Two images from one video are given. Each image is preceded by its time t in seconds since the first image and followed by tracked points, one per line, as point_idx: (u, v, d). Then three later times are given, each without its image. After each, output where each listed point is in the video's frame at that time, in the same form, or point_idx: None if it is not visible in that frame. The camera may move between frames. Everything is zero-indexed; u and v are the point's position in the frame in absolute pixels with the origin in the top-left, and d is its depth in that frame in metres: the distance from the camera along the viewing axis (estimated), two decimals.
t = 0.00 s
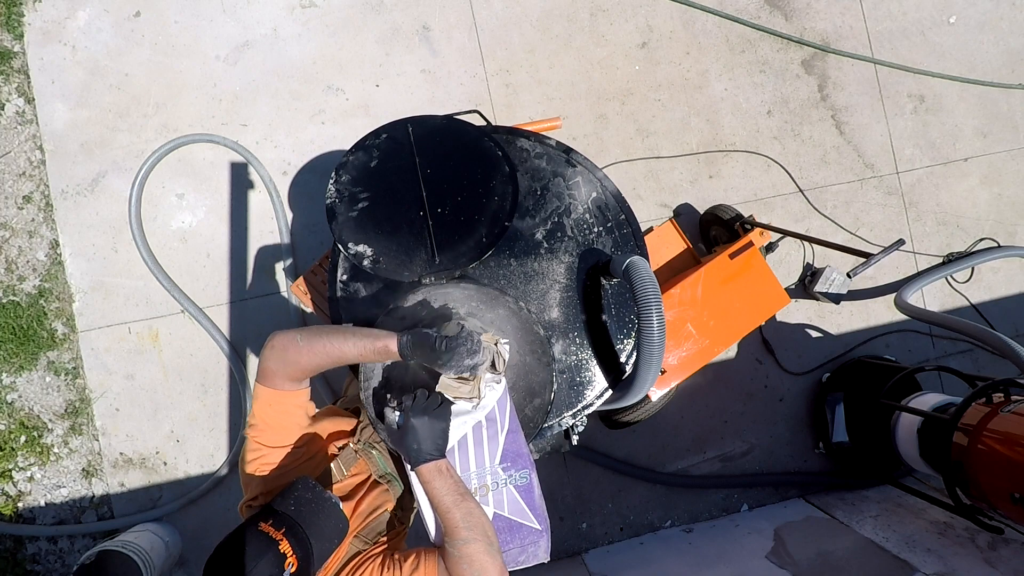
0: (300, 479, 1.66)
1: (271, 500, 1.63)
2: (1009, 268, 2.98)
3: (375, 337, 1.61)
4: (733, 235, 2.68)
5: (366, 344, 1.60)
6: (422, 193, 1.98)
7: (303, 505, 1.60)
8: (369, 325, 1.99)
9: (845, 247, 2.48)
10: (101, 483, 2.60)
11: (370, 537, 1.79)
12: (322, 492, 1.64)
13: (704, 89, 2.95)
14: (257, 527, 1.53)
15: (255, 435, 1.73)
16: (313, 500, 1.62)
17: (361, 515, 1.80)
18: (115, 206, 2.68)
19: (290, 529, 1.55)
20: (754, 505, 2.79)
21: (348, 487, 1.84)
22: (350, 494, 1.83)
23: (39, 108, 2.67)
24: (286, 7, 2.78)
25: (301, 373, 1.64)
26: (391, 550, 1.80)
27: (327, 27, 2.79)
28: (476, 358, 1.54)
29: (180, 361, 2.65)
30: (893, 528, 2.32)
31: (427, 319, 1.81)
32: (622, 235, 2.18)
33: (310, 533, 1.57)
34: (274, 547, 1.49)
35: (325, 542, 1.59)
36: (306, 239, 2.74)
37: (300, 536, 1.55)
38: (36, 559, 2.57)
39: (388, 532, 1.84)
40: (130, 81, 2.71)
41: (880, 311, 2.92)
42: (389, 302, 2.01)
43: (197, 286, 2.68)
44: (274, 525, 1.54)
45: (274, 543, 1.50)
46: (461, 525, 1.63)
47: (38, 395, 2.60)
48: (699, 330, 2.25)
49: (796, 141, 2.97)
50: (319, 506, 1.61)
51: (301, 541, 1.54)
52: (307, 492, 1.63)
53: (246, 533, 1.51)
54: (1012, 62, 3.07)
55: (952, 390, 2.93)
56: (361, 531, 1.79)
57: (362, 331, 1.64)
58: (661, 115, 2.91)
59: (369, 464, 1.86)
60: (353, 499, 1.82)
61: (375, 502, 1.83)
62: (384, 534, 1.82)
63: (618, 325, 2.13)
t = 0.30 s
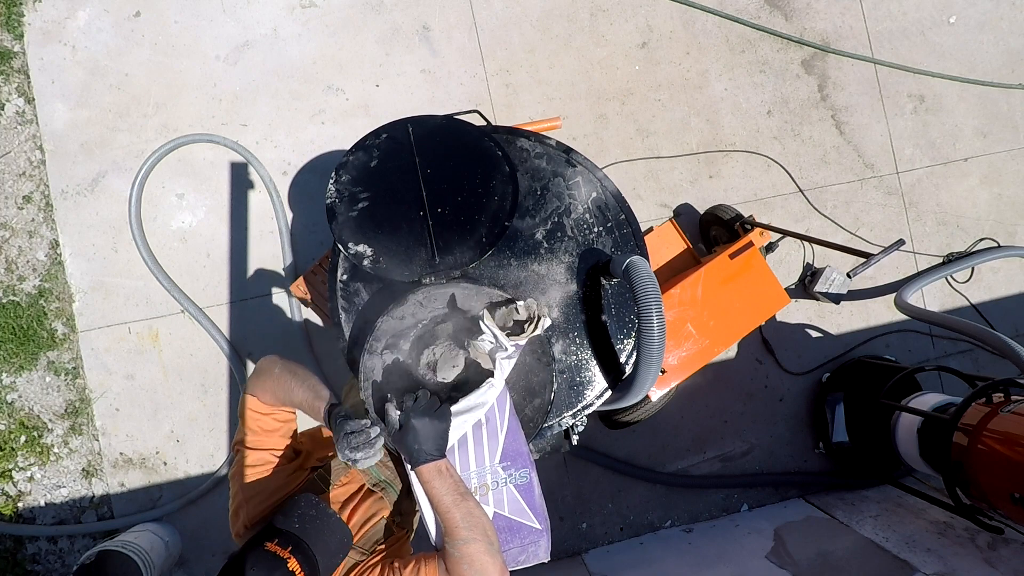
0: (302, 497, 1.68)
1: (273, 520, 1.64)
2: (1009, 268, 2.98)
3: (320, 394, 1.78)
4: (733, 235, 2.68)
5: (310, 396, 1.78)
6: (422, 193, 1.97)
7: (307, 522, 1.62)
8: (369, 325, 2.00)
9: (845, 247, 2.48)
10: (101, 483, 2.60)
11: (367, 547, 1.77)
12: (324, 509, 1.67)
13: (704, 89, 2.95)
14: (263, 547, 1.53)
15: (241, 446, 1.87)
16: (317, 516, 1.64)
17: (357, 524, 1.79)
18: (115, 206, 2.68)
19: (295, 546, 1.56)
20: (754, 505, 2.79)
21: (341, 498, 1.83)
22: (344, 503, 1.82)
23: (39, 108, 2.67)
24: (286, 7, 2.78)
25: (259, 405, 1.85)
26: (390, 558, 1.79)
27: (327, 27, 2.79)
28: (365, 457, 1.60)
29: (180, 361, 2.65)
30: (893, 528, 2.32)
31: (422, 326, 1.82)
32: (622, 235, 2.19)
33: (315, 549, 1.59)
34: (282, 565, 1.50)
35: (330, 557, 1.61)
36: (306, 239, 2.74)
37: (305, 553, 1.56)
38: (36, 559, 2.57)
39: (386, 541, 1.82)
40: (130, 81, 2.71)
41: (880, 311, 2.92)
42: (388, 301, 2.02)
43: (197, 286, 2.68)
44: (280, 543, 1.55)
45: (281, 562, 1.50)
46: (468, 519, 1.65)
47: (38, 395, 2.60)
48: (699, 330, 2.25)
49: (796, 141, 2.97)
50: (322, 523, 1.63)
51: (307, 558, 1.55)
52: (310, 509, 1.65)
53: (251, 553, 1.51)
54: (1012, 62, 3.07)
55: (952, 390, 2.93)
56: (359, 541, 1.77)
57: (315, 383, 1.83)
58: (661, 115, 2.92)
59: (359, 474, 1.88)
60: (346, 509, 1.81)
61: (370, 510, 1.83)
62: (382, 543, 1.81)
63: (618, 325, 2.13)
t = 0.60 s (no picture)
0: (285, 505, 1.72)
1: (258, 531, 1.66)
2: (1009, 268, 2.98)
3: (380, 464, 1.89)
4: (733, 235, 2.68)
5: (369, 462, 1.89)
6: (422, 193, 1.97)
7: (291, 530, 1.65)
8: (370, 324, 2.00)
9: (845, 247, 2.48)
10: (101, 483, 2.60)
11: (354, 562, 1.85)
12: (308, 517, 1.69)
13: (704, 89, 2.95)
14: (246, 555, 1.56)
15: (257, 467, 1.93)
16: (300, 523, 1.67)
17: (345, 541, 1.85)
18: (115, 206, 2.68)
19: (278, 553, 1.59)
20: (754, 505, 2.79)
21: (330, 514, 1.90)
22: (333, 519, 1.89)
23: (39, 108, 2.67)
24: (286, 7, 2.78)
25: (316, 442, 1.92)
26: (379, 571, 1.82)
27: (327, 27, 2.79)
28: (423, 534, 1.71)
29: (180, 361, 2.65)
30: (893, 528, 2.32)
31: (423, 326, 1.83)
32: (622, 235, 2.19)
33: (298, 557, 1.61)
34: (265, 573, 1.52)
35: (313, 564, 1.64)
36: (306, 239, 2.74)
37: (289, 561, 1.59)
38: (36, 559, 2.57)
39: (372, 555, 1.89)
40: (130, 80, 2.71)
41: (880, 311, 2.92)
42: (388, 301, 2.02)
43: (197, 286, 2.68)
44: (263, 551, 1.57)
45: (264, 568, 1.53)
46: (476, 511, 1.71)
47: (38, 395, 2.60)
48: (699, 330, 2.25)
49: (796, 141, 2.97)
50: (306, 530, 1.66)
51: (290, 563, 1.58)
52: (293, 517, 1.68)
53: (237, 561, 1.54)
54: (1012, 62, 3.07)
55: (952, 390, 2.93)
56: (346, 558, 1.85)
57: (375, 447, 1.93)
58: (661, 115, 2.91)
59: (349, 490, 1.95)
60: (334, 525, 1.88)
61: (358, 527, 1.89)
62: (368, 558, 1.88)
63: (618, 325, 2.12)
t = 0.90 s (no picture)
0: (289, 533, 1.83)
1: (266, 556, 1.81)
2: (1009, 268, 2.98)
3: (386, 454, 1.94)
4: (733, 235, 2.68)
5: (374, 452, 1.95)
6: (423, 193, 1.97)
7: (294, 559, 1.78)
8: (370, 324, 2.00)
9: (845, 247, 2.48)
10: (101, 483, 2.60)
11: None
12: (312, 545, 1.80)
13: (704, 89, 2.95)
14: None
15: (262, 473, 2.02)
16: (303, 552, 1.79)
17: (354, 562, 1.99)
18: (115, 206, 2.68)
19: None
20: (754, 505, 2.79)
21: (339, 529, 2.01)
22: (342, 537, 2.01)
23: (39, 108, 2.67)
24: (286, 7, 2.78)
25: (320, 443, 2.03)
26: None
27: (327, 27, 2.79)
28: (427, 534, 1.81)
29: (180, 361, 2.65)
30: (893, 528, 2.32)
31: (423, 326, 1.83)
32: (622, 235, 2.19)
33: None
34: None
35: None
36: (306, 240, 2.74)
37: None
38: (36, 559, 2.56)
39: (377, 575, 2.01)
40: (130, 80, 2.71)
41: (880, 311, 2.92)
42: (388, 301, 2.02)
43: (197, 286, 2.68)
44: None
45: None
46: (496, 571, 1.93)
47: (38, 395, 2.60)
48: (699, 330, 2.25)
49: (796, 141, 2.97)
50: (309, 559, 1.78)
51: None
52: (297, 545, 1.81)
53: None
54: (1012, 62, 3.07)
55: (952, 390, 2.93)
56: None
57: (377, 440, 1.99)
58: (661, 115, 2.92)
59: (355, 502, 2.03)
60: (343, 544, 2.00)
61: (364, 547, 2.02)
62: None
63: (618, 324, 2.13)
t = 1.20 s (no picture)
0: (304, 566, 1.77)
1: None
2: (1009, 268, 2.98)
3: (384, 450, 1.90)
4: (733, 235, 2.67)
5: (374, 450, 1.91)
6: (423, 193, 1.97)
7: None
8: (370, 324, 2.00)
9: (845, 247, 2.48)
10: (101, 483, 2.60)
11: None
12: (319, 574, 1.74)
13: (704, 89, 2.95)
14: None
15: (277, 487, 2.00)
16: None
17: None
18: (115, 206, 2.68)
19: None
20: (754, 505, 2.79)
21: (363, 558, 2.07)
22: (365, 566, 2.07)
23: (39, 108, 2.67)
24: (286, 7, 2.78)
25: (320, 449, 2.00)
26: None
27: (327, 27, 2.79)
28: (423, 528, 1.70)
29: (180, 361, 2.65)
30: (893, 528, 2.32)
31: (423, 326, 1.82)
32: (622, 235, 2.19)
33: None
34: None
35: None
36: (306, 239, 2.75)
37: None
38: (36, 559, 2.56)
39: None
40: (130, 81, 2.71)
41: (880, 311, 2.92)
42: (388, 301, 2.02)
43: (197, 286, 2.68)
44: None
45: None
46: None
47: (38, 395, 2.60)
48: (699, 330, 2.25)
49: (796, 141, 2.97)
50: None
51: None
52: None
53: None
54: (1012, 62, 3.07)
55: (952, 390, 2.93)
56: None
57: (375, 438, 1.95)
58: (661, 115, 2.92)
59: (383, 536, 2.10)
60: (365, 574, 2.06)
61: None
62: None
63: (618, 324, 2.13)
